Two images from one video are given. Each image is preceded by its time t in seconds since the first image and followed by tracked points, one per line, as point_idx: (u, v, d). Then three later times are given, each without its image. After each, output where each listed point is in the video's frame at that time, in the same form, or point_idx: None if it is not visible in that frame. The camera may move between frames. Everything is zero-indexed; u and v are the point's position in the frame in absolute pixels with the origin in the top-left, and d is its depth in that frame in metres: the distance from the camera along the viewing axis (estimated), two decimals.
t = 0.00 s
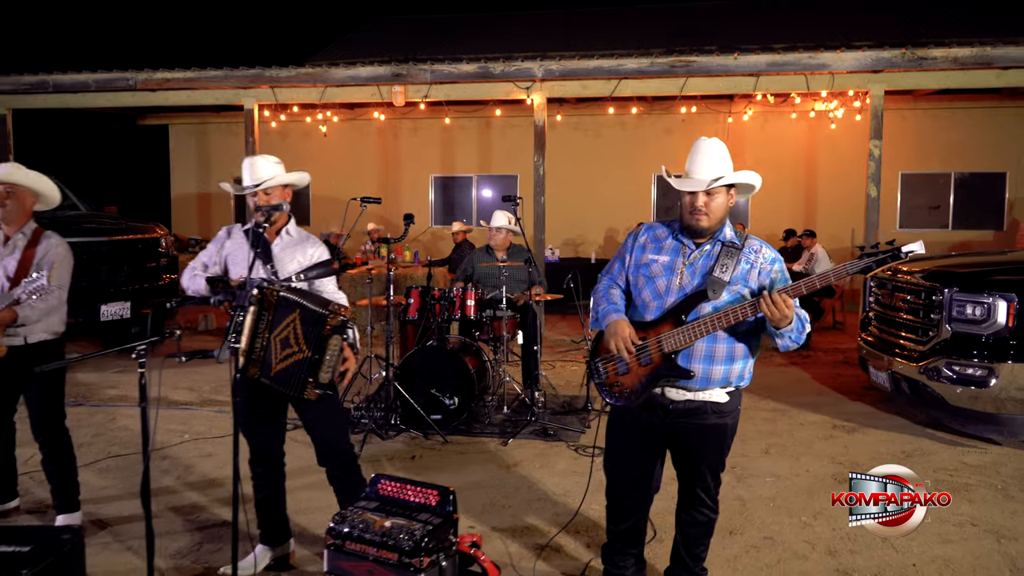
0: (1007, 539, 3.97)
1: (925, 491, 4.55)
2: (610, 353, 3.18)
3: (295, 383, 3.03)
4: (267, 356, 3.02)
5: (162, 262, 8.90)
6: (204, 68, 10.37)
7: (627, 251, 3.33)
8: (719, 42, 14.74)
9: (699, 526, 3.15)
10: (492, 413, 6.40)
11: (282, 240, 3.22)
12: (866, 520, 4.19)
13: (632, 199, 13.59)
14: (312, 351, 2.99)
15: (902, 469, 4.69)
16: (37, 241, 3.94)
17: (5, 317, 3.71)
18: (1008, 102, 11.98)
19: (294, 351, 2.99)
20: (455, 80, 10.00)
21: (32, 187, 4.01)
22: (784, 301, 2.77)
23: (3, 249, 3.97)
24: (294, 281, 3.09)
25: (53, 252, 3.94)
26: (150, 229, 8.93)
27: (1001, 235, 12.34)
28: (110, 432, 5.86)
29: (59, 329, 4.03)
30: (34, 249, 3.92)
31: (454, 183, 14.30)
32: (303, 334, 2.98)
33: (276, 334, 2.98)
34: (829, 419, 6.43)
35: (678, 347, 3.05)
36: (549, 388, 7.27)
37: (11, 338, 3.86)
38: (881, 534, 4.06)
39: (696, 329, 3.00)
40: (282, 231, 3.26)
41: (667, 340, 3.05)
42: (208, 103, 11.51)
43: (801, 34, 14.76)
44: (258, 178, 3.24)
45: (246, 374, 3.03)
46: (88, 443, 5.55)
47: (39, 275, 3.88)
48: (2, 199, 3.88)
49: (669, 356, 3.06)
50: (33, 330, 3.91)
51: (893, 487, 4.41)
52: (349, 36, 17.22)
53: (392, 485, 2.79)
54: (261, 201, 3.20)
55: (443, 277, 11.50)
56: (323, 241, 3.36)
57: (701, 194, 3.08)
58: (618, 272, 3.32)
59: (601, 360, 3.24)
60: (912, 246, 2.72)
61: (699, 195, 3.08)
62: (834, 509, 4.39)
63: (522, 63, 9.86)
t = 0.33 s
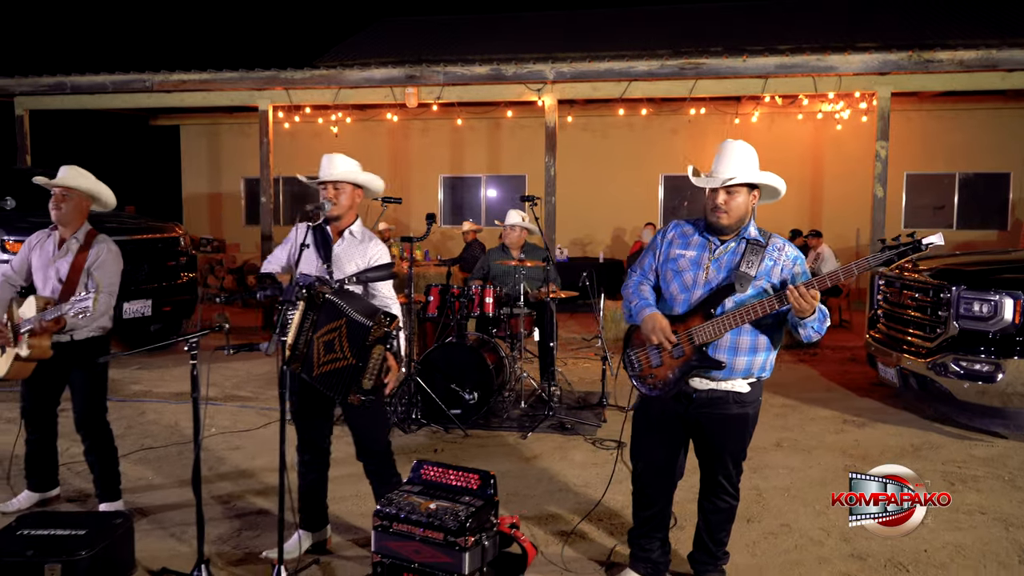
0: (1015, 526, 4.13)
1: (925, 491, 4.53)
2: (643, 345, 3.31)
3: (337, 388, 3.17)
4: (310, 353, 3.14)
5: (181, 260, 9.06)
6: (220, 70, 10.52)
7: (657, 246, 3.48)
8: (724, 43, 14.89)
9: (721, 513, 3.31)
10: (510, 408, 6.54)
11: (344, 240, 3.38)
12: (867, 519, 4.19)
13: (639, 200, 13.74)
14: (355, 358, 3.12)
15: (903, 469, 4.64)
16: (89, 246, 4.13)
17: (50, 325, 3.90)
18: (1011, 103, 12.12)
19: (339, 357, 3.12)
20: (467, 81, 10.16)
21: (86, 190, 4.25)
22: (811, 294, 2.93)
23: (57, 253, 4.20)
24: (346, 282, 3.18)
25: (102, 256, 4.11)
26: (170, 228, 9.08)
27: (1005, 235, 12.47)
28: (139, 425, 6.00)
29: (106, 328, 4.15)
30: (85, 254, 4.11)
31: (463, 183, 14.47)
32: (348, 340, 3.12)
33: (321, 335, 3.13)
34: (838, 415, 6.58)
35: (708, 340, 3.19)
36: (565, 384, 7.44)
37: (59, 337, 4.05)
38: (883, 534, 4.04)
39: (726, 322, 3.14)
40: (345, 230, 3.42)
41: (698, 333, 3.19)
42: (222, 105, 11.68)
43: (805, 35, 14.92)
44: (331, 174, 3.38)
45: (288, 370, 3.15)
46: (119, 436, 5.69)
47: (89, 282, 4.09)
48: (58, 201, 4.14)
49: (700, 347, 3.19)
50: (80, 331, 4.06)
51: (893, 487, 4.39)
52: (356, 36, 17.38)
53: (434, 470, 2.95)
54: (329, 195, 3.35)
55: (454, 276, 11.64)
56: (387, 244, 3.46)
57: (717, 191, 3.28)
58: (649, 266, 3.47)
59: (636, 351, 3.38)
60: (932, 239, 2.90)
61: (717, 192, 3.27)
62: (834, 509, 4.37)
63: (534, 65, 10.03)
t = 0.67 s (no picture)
0: (1006, 514, 4.30)
1: (925, 491, 4.53)
2: (648, 342, 3.47)
3: (369, 387, 3.26)
4: (333, 351, 3.26)
5: (189, 259, 9.18)
6: (224, 72, 10.64)
7: (663, 247, 3.64)
8: (720, 45, 15.07)
9: (727, 500, 3.46)
10: (516, 405, 6.70)
11: (365, 241, 3.53)
12: (867, 520, 4.18)
13: (637, 200, 13.92)
14: (385, 358, 3.22)
15: (902, 469, 4.64)
16: (100, 238, 4.18)
17: (73, 313, 3.98)
18: (1004, 106, 12.32)
19: (367, 358, 3.24)
20: (469, 84, 10.33)
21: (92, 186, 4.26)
22: (812, 299, 3.08)
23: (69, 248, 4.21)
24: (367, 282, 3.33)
25: (113, 249, 4.18)
26: (177, 228, 9.21)
27: (997, 235, 12.67)
28: (154, 421, 6.13)
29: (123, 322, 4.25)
30: (98, 246, 4.16)
31: (463, 183, 14.62)
32: (376, 342, 3.24)
33: (345, 335, 3.24)
34: (836, 410, 6.76)
35: (712, 337, 3.35)
36: (569, 381, 7.61)
37: (80, 329, 4.12)
38: (882, 535, 4.03)
39: (730, 321, 3.30)
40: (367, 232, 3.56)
41: (702, 331, 3.35)
42: (226, 106, 11.79)
43: (800, 37, 15.12)
44: (356, 176, 3.53)
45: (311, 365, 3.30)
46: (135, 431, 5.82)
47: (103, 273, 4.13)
48: (67, 200, 4.15)
49: (704, 345, 3.35)
50: (100, 323, 4.15)
51: (893, 487, 4.40)
52: (353, 37, 17.49)
53: (458, 459, 3.11)
54: (352, 197, 3.50)
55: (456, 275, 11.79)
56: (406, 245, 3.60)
57: (719, 189, 3.45)
58: (655, 266, 3.64)
59: (642, 348, 3.51)
60: (928, 251, 3.03)
61: (717, 190, 3.44)
62: (834, 510, 4.36)
63: (536, 68, 10.19)
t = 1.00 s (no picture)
0: (1005, 504, 4.46)
1: (926, 491, 4.52)
2: (655, 336, 3.61)
3: (402, 383, 3.54)
4: (365, 345, 3.42)
5: (201, 259, 9.31)
6: (233, 74, 10.77)
7: (666, 247, 3.77)
8: (720, 45, 15.23)
9: (736, 486, 3.61)
10: (526, 400, 6.85)
11: (392, 239, 3.69)
12: (866, 519, 4.18)
13: (639, 200, 14.07)
14: (420, 356, 3.50)
15: (902, 469, 4.58)
16: (125, 240, 4.33)
17: (102, 311, 4.11)
18: (1002, 106, 12.49)
19: (404, 354, 3.49)
20: (475, 85, 10.49)
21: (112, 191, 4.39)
22: (812, 289, 3.24)
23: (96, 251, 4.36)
24: (397, 280, 3.50)
25: (137, 251, 4.34)
26: (189, 228, 9.35)
27: (995, 234, 12.83)
28: (172, 416, 6.27)
29: (149, 321, 4.36)
30: (123, 248, 4.31)
31: (466, 183, 14.75)
32: (414, 342, 3.50)
33: (377, 331, 3.42)
34: (838, 405, 6.91)
35: (717, 331, 3.49)
36: (577, 377, 7.76)
37: (108, 327, 4.24)
38: (882, 534, 4.04)
39: (734, 315, 3.44)
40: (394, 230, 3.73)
41: (707, 325, 3.49)
42: (234, 107, 11.90)
43: (799, 37, 15.28)
44: (379, 177, 3.67)
45: (343, 358, 3.43)
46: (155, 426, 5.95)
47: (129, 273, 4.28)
48: (88, 204, 4.30)
49: (709, 338, 3.49)
50: (127, 321, 4.27)
51: (893, 487, 4.36)
52: (355, 38, 17.65)
53: (483, 447, 3.27)
54: (377, 198, 3.65)
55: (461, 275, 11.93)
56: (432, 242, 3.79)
57: (715, 190, 3.61)
58: (659, 265, 3.77)
59: (649, 342, 3.64)
60: (920, 242, 3.22)
61: (715, 191, 3.59)
62: (834, 510, 4.36)
63: (541, 70, 10.38)
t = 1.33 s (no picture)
0: (1005, 494, 4.62)
1: (925, 491, 4.52)
2: (658, 335, 3.69)
3: (438, 372, 3.78)
4: (396, 342, 3.60)
5: (211, 258, 9.44)
6: (242, 75, 10.90)
7: (662, 248, 3.88)
8: (720, 46, 15.38)
9: (742, 477, 3.69)
10: (535, 397, 6.99)
11: (418, 240, 3.85)
12: (867, 519, 4.17)
13: (640, 200, 14.22)
14: (452, 344, 3.76)
15: (902, 469, 4.60)
16: (165, 241, 4.53)
17: (142, 312, 4.30)
18: (998, 107, 12.68)
19: (438, 346, 3.72)
20: (481, 87, 10.64)
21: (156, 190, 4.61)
22: (808, 284, 3.31)
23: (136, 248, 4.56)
24: (421, 280, 3.65)
25: (177, 251, 4.54)
26: (199, 228, 9.48)
27: (992, 233, 13.01)
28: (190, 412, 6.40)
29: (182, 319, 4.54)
30: (163, 248, 4.51)
31: (469, 183, 14.88)
32: (445, 332, 3.73)
33: (408, 330, 3.61)
34: (840, 401, 7.06)
35: (719, 327, 3.57)
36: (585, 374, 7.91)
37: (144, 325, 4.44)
38: (881, 534, 4.04)
39: (735, 311, 3.53)
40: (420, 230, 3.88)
41: (709, 321, 3.57)
42: (241, 108, 12.00)
43: (798, 38, 15.44)
44: (406, 180, 3.83)
45: (377, 357, 3.61)
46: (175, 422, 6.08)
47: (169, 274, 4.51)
48: (136, 203, 4.52)
49: (711, 334, 3.58)
50: (163, 320, 4.46)
51: (893, 487, 4.35)
52: (358, 39, 17.78)
53: (508, 439, 3.41)
54: (403, 200, 3.79)
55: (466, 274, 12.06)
56: (456, 239, 3.95)
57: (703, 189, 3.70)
58: (656, 267, 3.88)
59: (652, 341, 3.74)
60: (911, 236, 3.34)
61: (703, 190, 3.68)
62: (835, 510, 4.36)
63: (545, 72, 10.53)
